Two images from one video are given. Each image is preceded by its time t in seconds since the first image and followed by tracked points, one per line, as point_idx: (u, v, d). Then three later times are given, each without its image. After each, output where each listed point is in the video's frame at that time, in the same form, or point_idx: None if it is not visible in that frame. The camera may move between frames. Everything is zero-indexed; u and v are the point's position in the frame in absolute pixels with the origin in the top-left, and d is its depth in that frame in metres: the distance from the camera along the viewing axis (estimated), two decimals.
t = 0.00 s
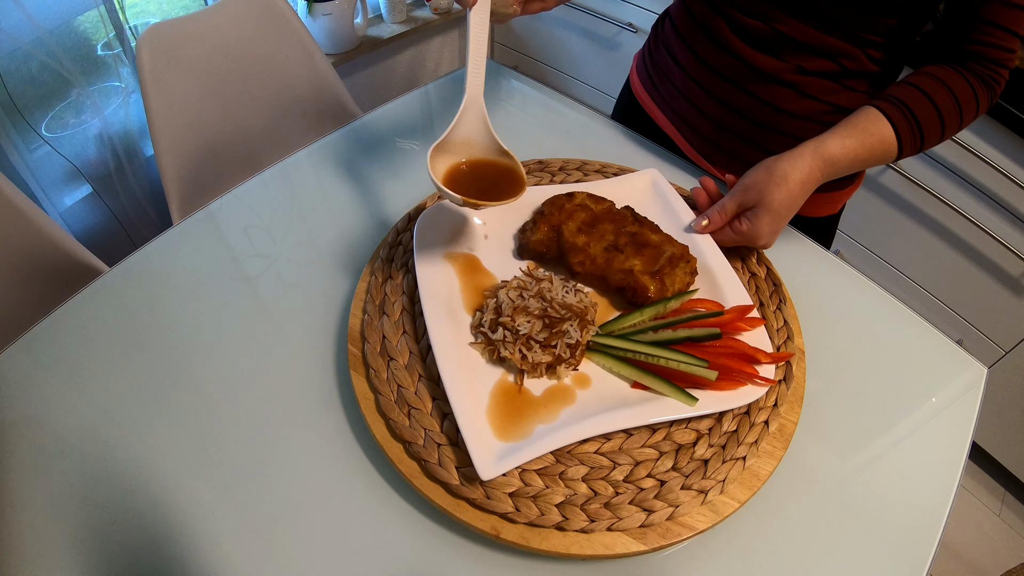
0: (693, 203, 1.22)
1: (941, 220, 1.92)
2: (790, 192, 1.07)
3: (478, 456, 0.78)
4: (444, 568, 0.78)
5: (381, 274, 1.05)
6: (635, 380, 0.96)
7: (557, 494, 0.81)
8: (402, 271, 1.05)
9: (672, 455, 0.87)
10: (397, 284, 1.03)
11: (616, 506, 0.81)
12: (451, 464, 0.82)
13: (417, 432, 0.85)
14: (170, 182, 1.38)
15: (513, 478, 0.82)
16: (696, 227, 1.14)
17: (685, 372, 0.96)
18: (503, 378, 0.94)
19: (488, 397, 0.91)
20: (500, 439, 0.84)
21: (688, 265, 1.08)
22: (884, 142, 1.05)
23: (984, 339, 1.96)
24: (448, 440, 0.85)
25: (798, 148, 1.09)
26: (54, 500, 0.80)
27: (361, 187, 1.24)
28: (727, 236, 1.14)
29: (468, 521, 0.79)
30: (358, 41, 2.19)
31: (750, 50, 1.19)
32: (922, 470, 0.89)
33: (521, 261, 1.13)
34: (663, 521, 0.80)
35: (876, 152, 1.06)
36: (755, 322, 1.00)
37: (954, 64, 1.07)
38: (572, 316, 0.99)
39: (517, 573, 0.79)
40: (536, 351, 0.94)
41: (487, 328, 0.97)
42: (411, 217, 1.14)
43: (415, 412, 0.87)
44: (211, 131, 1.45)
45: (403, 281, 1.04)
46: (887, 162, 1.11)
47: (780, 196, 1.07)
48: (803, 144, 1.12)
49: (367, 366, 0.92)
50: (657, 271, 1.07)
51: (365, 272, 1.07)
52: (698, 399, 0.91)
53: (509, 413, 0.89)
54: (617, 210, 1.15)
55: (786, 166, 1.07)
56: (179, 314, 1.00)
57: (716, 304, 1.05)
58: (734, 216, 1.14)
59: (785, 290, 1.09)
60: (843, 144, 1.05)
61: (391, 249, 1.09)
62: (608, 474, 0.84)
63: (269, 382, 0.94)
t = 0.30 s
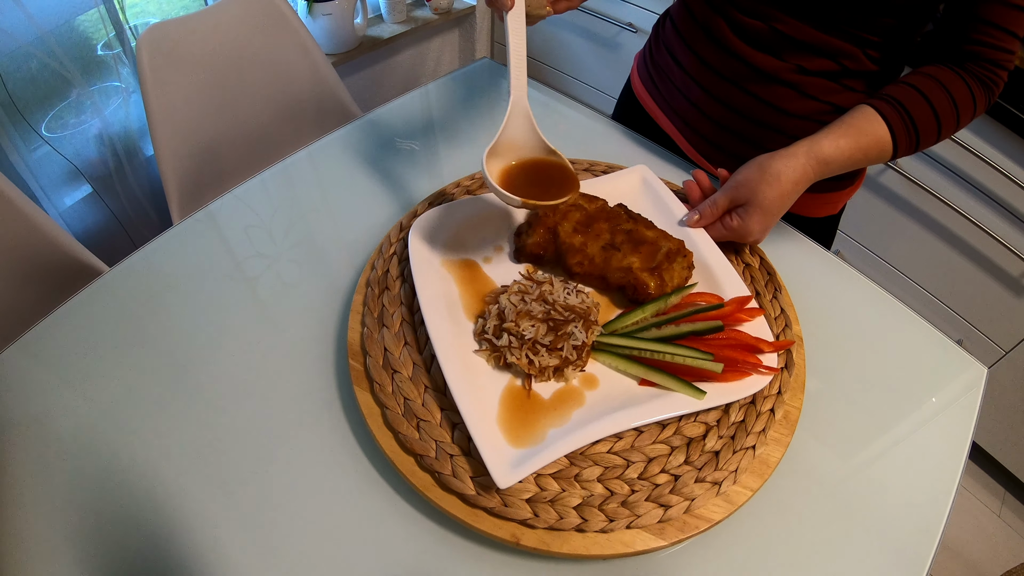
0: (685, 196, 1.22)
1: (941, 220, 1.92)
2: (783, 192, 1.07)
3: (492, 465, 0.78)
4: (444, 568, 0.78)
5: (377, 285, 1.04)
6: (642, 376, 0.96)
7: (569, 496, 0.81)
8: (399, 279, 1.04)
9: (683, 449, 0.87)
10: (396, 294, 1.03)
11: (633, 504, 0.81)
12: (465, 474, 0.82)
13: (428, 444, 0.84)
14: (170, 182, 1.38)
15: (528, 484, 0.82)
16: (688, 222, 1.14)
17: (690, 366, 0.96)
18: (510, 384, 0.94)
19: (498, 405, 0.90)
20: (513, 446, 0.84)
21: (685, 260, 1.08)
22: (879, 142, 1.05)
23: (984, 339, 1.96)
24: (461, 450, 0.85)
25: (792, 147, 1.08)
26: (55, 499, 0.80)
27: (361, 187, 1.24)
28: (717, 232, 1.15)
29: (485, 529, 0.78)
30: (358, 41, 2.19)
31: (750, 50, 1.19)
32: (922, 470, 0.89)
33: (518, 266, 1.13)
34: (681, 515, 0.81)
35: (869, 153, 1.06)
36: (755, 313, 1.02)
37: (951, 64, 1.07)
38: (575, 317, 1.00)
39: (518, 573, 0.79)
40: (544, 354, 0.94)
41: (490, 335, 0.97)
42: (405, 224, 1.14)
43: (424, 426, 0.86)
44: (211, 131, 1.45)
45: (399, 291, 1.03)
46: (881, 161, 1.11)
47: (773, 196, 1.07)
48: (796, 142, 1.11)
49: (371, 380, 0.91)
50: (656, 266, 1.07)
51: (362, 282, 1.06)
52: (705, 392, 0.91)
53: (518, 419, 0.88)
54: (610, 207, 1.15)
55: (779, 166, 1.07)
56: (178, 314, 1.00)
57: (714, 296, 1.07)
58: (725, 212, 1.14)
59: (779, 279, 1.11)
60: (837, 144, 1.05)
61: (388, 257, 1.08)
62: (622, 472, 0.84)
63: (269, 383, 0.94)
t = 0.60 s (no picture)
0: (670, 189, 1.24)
1: (941, 219, 1.92)
2: (765, 184, 1.08)
3: (536, 481, 0.76)
4: (444, 568, 0.78)
5: (372, 312, 0.99)
6: (658, 368, 0.97)
7: (583, 499, 0.81)
8: (398, 303, 1.01)
9: (709, 434, 0.89)
10: (395, 319, 0.99)
11: (671, 493, 0.82)
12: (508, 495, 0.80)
13: (438, 453, 0.83)
14: (170, 182, 1.38)
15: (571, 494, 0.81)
16: (670, 208, 1.16)
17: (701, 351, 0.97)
18: (532, 395, 0.92)
19: (524, 420, 0.88)
20: (548, 458, 0.82)
21: (676, 247, 1.09)
22: (865, 138, 1.05)
23: (984, 339, 1.96)
24: (496, 470, 0.83)
25: (778, 139, 1.09)
26: (54, 499, 0.80)
27: (361, 187, 1.24)
28: (700, 219, 1.17)
29: (535, 546, 0.78)
30: (358, 41, 2.20)
31: (751, 50, 1.19)
32: (922, 470, 0.89)
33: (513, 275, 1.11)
34: (717, 499, 0.83)
35: (854, 149, 1.07)
36: (753, 289, 1.04)
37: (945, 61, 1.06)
38: (585, 319, 1.00)
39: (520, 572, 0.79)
40: (563, 361, 0.94)
41: (503, 348, 0.95)
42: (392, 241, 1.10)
43: (452, 455, 0.83)
44: (211, 131, 1.45)
45: (397, 316, 0.99)
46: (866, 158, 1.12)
47: (754, 188, 1.09)
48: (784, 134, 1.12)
49: (386, 415, 0.87)
50: (652, 258, 1.07)
51: (358, 309, 1.01)
52: (720, 373, 0.93)
53: (546, 428, 0.87)
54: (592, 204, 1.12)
55: (763, 159, 1.07)
56: (178, 314, 1.00)
57: (710, 278, 1.09)
58: (708, 201, 1.16)
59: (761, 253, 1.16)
60: (822, 139, 1.06)
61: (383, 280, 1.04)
62: (655, 463, 0.85)
63: (269, 382, 0.94)
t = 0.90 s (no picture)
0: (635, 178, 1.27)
1: (941, 219, 1.92)
2: (737, 173, 1.10)
3: (598, 490, 0.76)
4: (444, 568, 0.78)
5: (372, 355, 0.93)
6: (676, 352, 0.98)
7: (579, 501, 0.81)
8: (399, 339, 0.96)
9: (733, 405, 0.92)
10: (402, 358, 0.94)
11: (716, 470, 0.84)
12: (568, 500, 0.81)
13: (436, 451, 0.83)
14: (170, 182, 1.38)
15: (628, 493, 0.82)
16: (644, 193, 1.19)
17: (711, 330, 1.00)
18: (564, 405, 0.92)
19: (566, 435, 0.87)
20: (599, 466, 0.82)
21: (662, 231, 1.11)
22: (841, 133, 1.05)
23: (984, 339, 1.96)
24: (550, 486, 0.82)
25: (755, 129, 1.09)
26: (55, 499, 0.80)
27: (360, 187, 1.24)
28: (675, 203, 1.20)
29: (606, 552, 0.78)
30: (358, 41, 2.19)
31: (750, 49, 1.19)
32: (921, 470, 0.89)
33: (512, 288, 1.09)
34: (760, 468, 0.85)
35: (831, 143, 1.07)
36: (740, 259, 1.09)
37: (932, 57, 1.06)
38: (599, 320, 0.99)
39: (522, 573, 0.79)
40: (589, 366, 0.93)
41: (526, 365, 0.93)
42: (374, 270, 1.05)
43: (503, 484, 0.81)
44: (211, 130, 1.45)
45: (401, 354, 0.94)
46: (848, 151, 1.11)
47: (726, 176, 1.11)
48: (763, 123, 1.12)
49: (422, 460, 0.83)
50: (644, 247, 1.09)
51: (357, 356, 0.94)
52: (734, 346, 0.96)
53: (587, 437, 0.87)
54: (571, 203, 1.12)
55: (737, 149, 1.08)
56: (179, 314, 1.00)
57: (699, 257, 1.13)
58: (685, 185, 1.18)
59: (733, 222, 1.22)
60: (798, 133, 1.05)
61: (378, 318, 0.98)
62: (694, 445, 0.88)
63: (269, 382, 0.94)
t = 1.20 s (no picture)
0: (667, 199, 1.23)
1: (941, 219, 1.92)
2: (781, 175, 1.08)
3: (646, 486, 0.77)
4: (444, 568, 0.78)
5: (384, 395, 0.89)
6: (687, 337, 1.01)
7: (580, 497, 0.81)
8: (405, 373, 0.92)
9: (746, 377, 0.96)
10: (416, 392, 0.90)
11: (746, 442, 0.87)
12: (613, 497, 0.82)
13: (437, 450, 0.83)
14: (170, 182, 1.38)
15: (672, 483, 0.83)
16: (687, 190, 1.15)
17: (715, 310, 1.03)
18: (594, 408, 0.92)
19: (603, 436, 0.88)
20: (643, 459, 0.83)
21: (647, 222, 1.12)
22: (875, 133, 1.05)
23: (984, 339, 1.96)
24: (598, 491, 0.83)
25: (794, 129, 1.07)
26: (55, 498, 0.80)
27: (360, 187, 1.24)
28: (715, 210, 1.18)
29: (664, 542, 0.79)
30: (358, 41, 2.19)
31: (751, 50, 1.19)
32: (921, 470, 0.89)
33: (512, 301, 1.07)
34: (784, 436, 0.89)
35: (866, 142, 1.06)
36: (725, 235, 1.11)
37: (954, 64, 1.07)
38: (609, 319, 1.00)
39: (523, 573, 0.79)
40: (612, 367, 0.94)
41: (549, 378, 0.92)
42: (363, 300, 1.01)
43: (553, 500, 0.81)
44: (211, 130, 1.45)
45: (415, 390, 0.90)
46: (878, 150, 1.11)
47: (770, 179, 1.08)
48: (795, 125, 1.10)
49: (464, 492, 0.80)
50: (633, 240, 1.09)
51: (372, 399, 0.89)
52: (740, 322, 0.99)
53: (623, 439, 0.87)
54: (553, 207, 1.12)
55: (778, 150, 1.06)
56: (178, 314, 1.00)
57: (685, 239, 1.14)
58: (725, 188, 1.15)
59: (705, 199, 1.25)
60: (837, 132, 1.04)
61: (385, 354, 0.94)
62: (720, 422, 0.91)
63: (268, 382, 0.94)
